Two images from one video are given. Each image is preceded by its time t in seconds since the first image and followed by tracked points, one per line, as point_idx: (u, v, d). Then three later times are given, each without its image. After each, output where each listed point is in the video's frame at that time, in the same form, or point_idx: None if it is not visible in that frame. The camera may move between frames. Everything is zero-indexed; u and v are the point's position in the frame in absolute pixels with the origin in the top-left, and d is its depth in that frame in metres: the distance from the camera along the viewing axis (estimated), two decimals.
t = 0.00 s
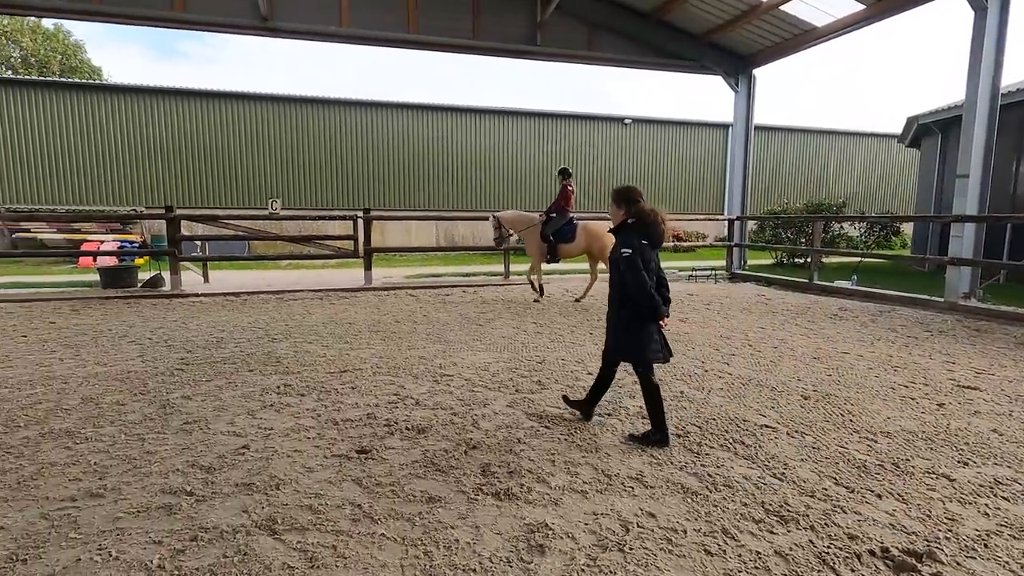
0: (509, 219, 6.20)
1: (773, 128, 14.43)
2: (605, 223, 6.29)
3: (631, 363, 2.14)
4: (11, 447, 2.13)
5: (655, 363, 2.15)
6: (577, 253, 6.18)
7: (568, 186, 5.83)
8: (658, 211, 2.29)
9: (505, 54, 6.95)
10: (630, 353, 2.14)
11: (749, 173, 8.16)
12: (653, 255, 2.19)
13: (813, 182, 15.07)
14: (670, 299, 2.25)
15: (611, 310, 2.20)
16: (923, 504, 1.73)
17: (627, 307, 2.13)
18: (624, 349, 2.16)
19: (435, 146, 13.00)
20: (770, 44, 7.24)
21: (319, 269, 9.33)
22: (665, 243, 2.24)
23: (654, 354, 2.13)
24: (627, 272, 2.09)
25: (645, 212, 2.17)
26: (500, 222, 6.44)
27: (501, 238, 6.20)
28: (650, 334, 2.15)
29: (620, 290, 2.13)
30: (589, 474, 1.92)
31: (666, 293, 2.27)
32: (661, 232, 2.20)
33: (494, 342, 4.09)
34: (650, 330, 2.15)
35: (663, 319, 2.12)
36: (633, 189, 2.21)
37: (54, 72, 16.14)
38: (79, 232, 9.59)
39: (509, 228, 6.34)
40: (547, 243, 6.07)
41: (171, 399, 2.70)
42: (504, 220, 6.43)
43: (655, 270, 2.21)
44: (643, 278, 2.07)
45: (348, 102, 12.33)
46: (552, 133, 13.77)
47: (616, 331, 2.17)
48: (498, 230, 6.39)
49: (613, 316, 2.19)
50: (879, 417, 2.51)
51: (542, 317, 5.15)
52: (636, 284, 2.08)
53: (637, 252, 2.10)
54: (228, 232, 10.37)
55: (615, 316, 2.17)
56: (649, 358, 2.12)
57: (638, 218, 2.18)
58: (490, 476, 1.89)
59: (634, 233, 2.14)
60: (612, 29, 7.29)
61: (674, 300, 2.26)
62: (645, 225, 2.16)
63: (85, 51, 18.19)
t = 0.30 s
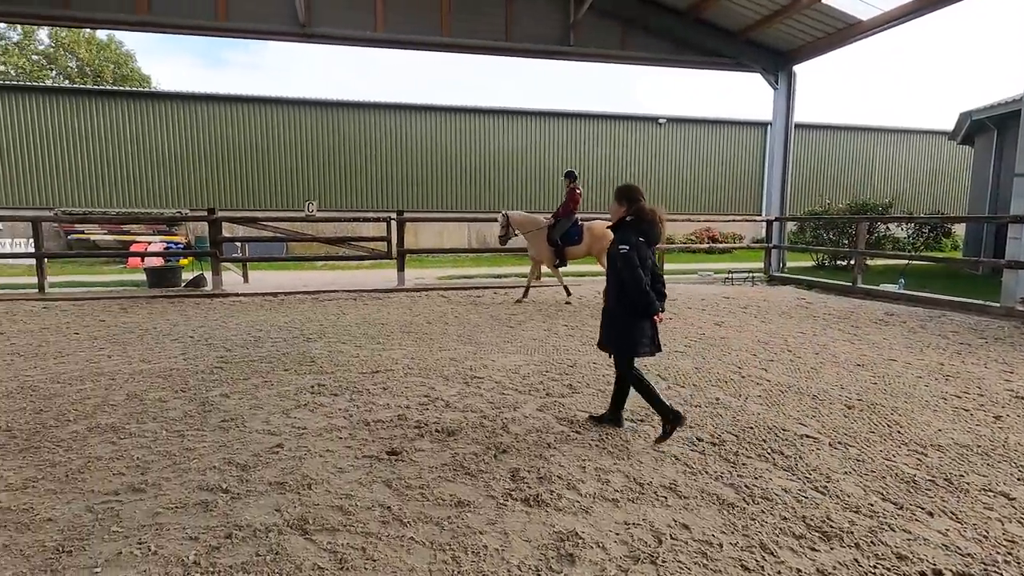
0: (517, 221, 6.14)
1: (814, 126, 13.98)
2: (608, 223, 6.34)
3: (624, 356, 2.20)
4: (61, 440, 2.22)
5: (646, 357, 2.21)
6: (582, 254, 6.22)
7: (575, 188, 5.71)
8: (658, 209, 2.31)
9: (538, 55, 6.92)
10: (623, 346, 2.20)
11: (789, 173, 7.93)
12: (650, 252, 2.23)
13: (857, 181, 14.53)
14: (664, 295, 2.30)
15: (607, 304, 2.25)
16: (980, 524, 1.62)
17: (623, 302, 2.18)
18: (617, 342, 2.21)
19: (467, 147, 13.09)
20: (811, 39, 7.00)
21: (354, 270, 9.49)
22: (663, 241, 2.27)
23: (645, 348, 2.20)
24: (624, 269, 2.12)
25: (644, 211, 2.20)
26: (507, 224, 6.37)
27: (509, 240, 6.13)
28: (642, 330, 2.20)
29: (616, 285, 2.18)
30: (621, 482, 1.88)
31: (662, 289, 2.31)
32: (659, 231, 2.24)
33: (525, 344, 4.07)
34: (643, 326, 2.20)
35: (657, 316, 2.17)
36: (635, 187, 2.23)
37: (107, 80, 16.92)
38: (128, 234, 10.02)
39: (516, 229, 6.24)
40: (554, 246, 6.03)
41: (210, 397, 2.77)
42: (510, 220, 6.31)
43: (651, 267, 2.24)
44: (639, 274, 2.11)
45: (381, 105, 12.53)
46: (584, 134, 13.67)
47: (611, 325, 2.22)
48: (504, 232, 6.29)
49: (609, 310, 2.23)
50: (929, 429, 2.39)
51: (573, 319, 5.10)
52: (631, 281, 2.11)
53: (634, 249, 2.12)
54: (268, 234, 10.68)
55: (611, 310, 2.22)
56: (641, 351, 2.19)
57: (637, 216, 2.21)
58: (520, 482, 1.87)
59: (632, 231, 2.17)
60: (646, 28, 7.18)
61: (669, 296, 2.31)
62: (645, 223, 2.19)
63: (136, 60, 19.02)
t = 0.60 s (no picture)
0: (522, 222, 6.04)
1: (856, 123, 13.50)
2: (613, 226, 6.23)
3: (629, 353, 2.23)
4: (108, 432, 2.31)
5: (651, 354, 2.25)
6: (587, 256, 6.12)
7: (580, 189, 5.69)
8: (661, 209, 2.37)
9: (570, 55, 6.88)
10: (627, 343, 2.23)
11: (829, 172, 7.69)
12: (654, 251, 2.27)
13: (902, 180, 13.97)
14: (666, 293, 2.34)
15: (612, 302, 2.27)
16: None
17: (628, 299, 2.21)
18: (621, 339, 2.23)
19: (498, 148, 13.13)
20: (854, 34, 6.77)
21: (386, 270, 9.62)
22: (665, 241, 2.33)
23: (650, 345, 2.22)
24: (630, 266, 2.16)
25: (649, 210, 2.24)
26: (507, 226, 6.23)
27: (513, 242, 6.00)
28: (647, 327, 2.23)
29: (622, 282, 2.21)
30: (652, 487, 1.84)
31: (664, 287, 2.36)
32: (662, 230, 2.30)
33: (555, 345, 4.04)
34: (648, 323, 2.23)
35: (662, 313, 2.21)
36: (640, 187, 2.28)
37: (155, 87, 17.62)
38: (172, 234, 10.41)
39: (520, 231, 6.13)
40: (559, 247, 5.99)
41: (247, 393, 2.85)
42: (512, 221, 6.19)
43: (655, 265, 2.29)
44: (645, 272, 2.15)
45: (413, 107, 12.68)
46: (617, 134, 13.54)
47: (615, 322, 2.25)
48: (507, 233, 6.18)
49: (614, 308, 2.26)
50: (982, 440, 2.26)
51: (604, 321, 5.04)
52: (637, 277, 2.16)
53: (640, 247, 2.17)
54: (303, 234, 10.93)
55: (616, 307, 2.25)
56: (647, 348, 2.21)
57: (642, 216, 2.25)
58: (549, 484, 1.86)
59: (637, 229, 2.22)
60: (680, 26, 7.06)
61: (672, 294, 2.35)
62: (650, 222, 2.24)
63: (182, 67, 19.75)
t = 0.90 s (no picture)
0: (524, 222, 6.02)
1: (900, 121, 13.03)
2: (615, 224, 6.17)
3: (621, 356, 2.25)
4: (151, 425, 2.40)
5: (643, 359, 2.26)
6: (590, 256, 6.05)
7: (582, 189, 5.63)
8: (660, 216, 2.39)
9: (602, 55, 6.84)
10: (619, 347, 2.26)
11: (871, 173, 7.44)
12: (649, 257, 2.28)
13: (949, 180, 13.41)
14: (663, 299, 2.35)
15: (607, 306, 2.30)
16: None
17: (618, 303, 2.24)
18: (614, 342, 2.26)
19: (528, 150, 13.15)
20: (898, 29, 6.53)
21: (416, 271, 9.73)
22: (663, 248, 2.34)
23: (643, 350, 2.23)
24: (621, 271, 2.19)
25: (646, 218, 2.28)
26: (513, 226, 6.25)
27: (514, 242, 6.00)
28: (640, 332, 2.24)
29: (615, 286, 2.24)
30: (683, 493, 1.81)
31: (661, 294, 2.37)
32: (659, 236, 2.31)
33: (584, 347, 4.01)
34: (641, 328, 2.24)
35: (653, 318, 2.21)
36: (639, 194, 2.32)
37: (197, 92, 18.23)
38: (212, 235, 10.76)
39: (521, 230, 6.13)
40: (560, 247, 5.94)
41: (281, 390, 2.92)
42: (515, 222, 6.19)
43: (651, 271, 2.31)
44: (638, 276, 2.17)
45: (443, 111, 12.81)
46: (648, 134, 13.39)
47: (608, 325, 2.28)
48: (511, 232, 6.18)
49: (608, 312, 2.30)
50: None
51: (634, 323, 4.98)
52: (628, 282, 2.18)
53: (633, 252, 2.20)
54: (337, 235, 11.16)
55: (609, 312, 2.28)
56: (638, 352, 2.22)
57: (639, 222, 2.29)
58: (578, 487, 1.84)
59: (633, 234, 2.26)
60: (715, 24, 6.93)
61: (670, 301, 2.36)
62: (644, 228, 2.27)
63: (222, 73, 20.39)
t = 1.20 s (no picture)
0: (522, 226, 5.99)
1: (940, 120, 12.60)
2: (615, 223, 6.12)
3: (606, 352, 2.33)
4: (184, 421, 2.47)
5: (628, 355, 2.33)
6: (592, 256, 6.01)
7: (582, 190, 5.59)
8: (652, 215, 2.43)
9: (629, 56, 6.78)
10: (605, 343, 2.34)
11: (909, 173, 7.20)
12: (638, 256, 2.34)
13: (992, 180, 12.90)
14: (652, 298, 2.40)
15: (595, 303, 2.38)
16: None
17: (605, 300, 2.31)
18: (599, 338, 2.35)
19: (554, 153, 13.13)
20: (938, 25, 6.31)
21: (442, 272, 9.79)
22: (653, 247, 2.38)
23: (627, 346, 2.31)
24: (607, 269, 2.27)
25: (636, 217, 2.33)
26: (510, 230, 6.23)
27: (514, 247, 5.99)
28: (625, 329, 2.31)
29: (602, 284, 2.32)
30: (711, 500, 1.77)
31: (650, 293, 2.42)
32: (648, 236, 2.36)
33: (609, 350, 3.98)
34: (626, 325, 2.31)
35: (638, 315, 2.28)
36: (630, 193, 2.36)
37: (231, 98, 18.73)
38: (244, 236, 11.03)
39: (520, 235, 6.09)
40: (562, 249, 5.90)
41: (310, 389, 2.97)
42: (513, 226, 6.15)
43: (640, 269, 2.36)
44: (622, 275, 2.24)
45: (469, 113, 12.89)
46: (676, 135, 13.22)
47: (596, 322, 2.36)
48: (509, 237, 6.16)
49: (595, 309, 2.38)
50: None
51: (661, 327, 4.91)
52: (613, 280, 2.25)
53: (620, 251, 2.26)
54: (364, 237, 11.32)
55: (597, 308, 2.36)
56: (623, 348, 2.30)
57: (629, 222, 2.34)
58: (603, 492, 1.82)
59: (621, 234, 2.31)
60: (745, 23, 6.81)
61: (658, 299, 2.41)
62: (632, 228, 2.32)
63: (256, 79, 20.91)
